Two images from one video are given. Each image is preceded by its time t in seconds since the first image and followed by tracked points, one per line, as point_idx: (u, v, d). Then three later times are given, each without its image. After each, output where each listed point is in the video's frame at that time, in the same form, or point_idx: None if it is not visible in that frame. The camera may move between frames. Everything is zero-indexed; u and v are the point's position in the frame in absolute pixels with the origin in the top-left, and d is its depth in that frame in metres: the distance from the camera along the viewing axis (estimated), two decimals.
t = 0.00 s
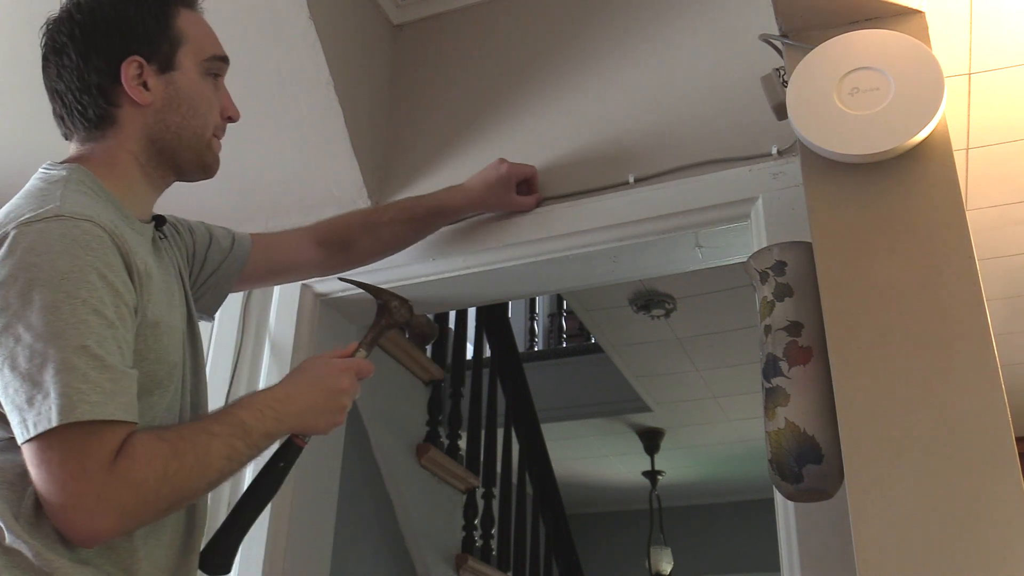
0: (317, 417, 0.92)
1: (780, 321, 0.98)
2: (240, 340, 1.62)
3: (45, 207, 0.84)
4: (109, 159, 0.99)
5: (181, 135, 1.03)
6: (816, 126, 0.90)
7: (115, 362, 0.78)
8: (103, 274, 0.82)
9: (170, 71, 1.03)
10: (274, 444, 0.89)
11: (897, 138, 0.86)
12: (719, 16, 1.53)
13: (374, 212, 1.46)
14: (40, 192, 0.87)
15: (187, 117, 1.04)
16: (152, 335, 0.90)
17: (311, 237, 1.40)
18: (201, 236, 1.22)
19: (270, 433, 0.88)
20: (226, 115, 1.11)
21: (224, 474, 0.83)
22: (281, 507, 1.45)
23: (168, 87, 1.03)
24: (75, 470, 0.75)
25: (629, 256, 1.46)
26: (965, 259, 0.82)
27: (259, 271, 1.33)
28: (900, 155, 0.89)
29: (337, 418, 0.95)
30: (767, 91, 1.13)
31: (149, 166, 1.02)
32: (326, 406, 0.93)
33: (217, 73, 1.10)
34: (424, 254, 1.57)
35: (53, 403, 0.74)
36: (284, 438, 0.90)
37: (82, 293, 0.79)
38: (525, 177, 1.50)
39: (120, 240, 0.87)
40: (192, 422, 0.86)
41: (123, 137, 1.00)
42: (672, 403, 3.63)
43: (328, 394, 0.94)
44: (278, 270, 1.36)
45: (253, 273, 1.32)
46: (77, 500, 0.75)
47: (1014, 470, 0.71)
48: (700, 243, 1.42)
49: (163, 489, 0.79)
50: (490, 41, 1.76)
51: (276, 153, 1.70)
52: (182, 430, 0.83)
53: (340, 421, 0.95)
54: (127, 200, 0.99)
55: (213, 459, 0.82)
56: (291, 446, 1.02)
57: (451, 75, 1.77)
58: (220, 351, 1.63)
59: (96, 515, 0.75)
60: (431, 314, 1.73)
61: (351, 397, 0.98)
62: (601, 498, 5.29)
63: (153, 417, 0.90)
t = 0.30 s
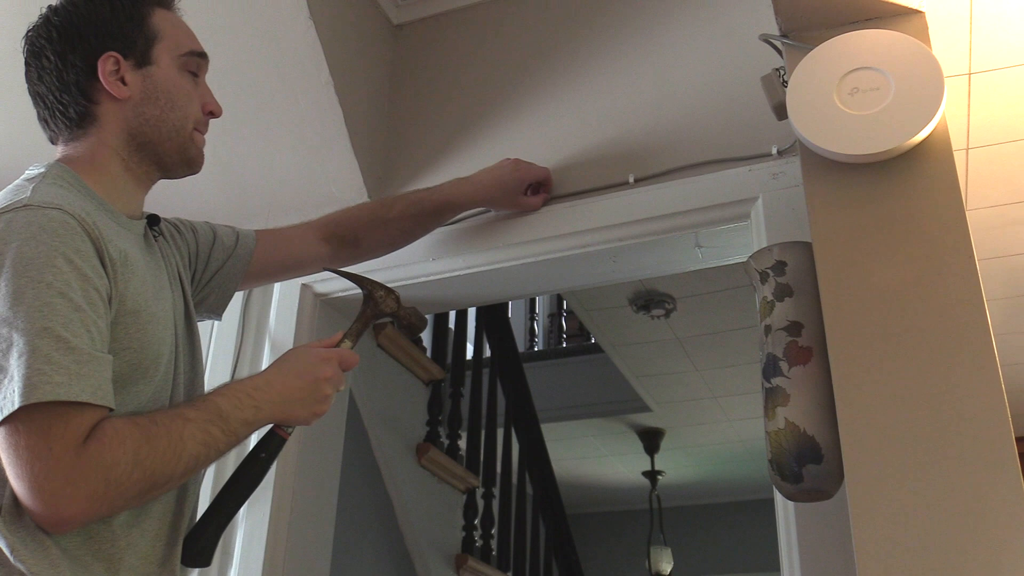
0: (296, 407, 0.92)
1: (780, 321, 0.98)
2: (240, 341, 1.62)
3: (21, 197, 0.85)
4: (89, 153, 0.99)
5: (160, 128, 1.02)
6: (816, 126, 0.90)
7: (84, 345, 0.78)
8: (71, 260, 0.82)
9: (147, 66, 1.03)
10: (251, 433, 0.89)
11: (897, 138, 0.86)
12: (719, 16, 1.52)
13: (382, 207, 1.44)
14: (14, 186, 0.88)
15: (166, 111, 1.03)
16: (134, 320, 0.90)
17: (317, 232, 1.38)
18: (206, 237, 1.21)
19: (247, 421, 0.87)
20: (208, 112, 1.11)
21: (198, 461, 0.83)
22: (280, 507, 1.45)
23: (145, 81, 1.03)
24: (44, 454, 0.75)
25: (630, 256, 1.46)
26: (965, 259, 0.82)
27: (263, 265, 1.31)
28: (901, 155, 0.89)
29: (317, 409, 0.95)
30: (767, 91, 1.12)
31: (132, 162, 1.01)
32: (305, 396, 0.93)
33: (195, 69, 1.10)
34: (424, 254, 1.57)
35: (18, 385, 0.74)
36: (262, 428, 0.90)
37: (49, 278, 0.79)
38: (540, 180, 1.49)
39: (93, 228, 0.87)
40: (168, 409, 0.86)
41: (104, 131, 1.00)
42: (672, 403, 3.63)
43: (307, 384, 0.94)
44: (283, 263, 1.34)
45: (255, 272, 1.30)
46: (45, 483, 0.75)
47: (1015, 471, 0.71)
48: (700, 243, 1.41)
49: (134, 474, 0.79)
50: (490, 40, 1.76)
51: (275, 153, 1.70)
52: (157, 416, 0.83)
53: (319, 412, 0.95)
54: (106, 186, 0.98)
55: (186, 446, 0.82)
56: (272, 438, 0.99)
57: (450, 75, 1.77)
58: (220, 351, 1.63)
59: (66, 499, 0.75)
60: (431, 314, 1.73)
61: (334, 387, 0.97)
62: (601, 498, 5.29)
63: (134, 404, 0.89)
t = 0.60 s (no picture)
0: (285, 402, 0.92)
1: (780, 321, 0.98)
2: (240, 341, 1.62)
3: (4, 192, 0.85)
4: (79, 149, 0.99)
5: (150, 124, 1.02)
6: (815, 126, 0.90)
7: (64, 338, 0.78)
8: (52, 254, 0.82)
9: (138, 62, 1.03)
10: (239, 429, 0.88)
11: (897, 138, 0.86)
12: (720, 16, 1.52)
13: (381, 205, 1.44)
14: None
15: (157, 108, 1.03)
16: (121, 314, 0.89)
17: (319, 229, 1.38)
18: (206, 237, 1.21)
19: (234, 416, 0.87)
20: (199, 112, 1.10)
21: (183, 456, 0.83)
22: (280, 507, 1.45)
23: (136, 77, 1.03)
24: (27, 448, 0.75)
25: (630, 256, 1.46)
26: (965, 260, 0.82)
27: (265, 262, 1.31)
28: (901, 156, 0.89)
29: (306, 404, 0.94)
30: (768, 92, 1.12)
31: (123, 159, 1.01)
32: (294, 391, 0.93)
33: (188, 68, 1.10)
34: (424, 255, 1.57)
35: None
36: (250, 423, 0.89)
37: (28, 272, 0.79)
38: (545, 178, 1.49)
39: (76, 223, 0.87)
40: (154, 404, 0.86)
41: (94, 127, 1.00)
42: (672, 403, 3.63)
43: (296, 378, 0.94)
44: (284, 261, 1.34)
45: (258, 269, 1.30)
46: (28, 477, 0.75)
47: (1015, 470, 0.71)
48: (699, 243, 1.41)
49: (117, 468, 0.79)
50: (490, 40, 1.76)
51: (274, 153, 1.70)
52: (144, 411, 0.83)
53: (309, 407, 0.94)
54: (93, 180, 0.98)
55: (172, 441, 0.82)
56: (259, 435, 1.01)
57: (450, 75, 1.77)
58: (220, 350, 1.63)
59: (50, 493, 0.76)
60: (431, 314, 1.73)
61: (323, 381, 0.97)
62: (601, 498, 5.29)
63: (123, 399, 0.89)
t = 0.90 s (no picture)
0: (273, 405, 0.93)
1: (780, 321, 0.98)
2: (239, 340, 1.62)
3: None
4: (68, 149, 0.99)
5: (141, 126, 1.02)
6: (815, 126, 0.90)
7: (45, 340, 0.78)
8: (32, 255, 0.81)
9: (131, 64, 1.03)
10: (226, 430, 0.89)
11: (897, 138, 0.86)
12: (720, 15, 1.52)
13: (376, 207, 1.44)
14: None
15: (149, 110, 1.03)
16: (107, 314, 0.89)
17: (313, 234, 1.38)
18: (200, 234, 1.21)
19: (220, 418, 0.88)
20: (194, 115, 1.10)
21: (168, 456, 0.84)
22: (281, 507, 1.45)
23: (129, 78, 1.03)
24: (10, 450, 0.75)
25: (629, 256, 1.46)
26: (965, 259, 0.82)
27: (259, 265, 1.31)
28: (901, 156, 0.89)
29: (294, 407, 0.95)
30: (768, 92, 1.12)
31: (112, 159, 1.01)
32: (281, 393, 0.94)
33: (184, 70, 1.09)
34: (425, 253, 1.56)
35: None
36: (237, 425, 0.90)
37: (7, 273, 0.78)
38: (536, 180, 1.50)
39: (61, 225, 0.87)
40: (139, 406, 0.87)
41: (84, 127, 1.00)
42: (672, 403, 3.63)
43: (283, 381, 0.95)
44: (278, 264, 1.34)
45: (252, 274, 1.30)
46: (12, 480, 0.75)
47: (1014, 471, 0.71)
48: (699, 243, 1.41)
49: (102, 469, 0.79)
50: (490, 40, 1.76)
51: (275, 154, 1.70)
52: (128, 412, 0.83)
53: (297, 408, 0.96)
54: (82, 182, 0.98)
55: (157, 443, 0.83)
56: (249, 437, 1.01)
57: (450, 75, 1.77)
58: (220, 350, 1.63)
59: (34, 496, 0.76)
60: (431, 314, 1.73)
61: (311, 384, 0.99)
62: (601, 498, 5.29)
63: (109, 400, 0.89)
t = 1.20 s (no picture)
0: (274, 409, 0.94)
1: (780, 321, 0.98)
2: (239, 341, 1.62)
3: None
4: (74, 150, 0.99)
5: (149, 136, 1.02)
6: (815, 126, 0.90)
7: (55, 348, 0.78)
8: (44, 260, 0.81)
9: (151, 73, 1.03)
10: (228, 435, 0.89)
11: (897, 138, 0.86)
12: (720, 16, 1.52)
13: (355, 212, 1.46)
14: None
15: (160, 123, 1.02)
16: (112, 320, 0.90)
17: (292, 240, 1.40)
18: (193, 240, 1.22)
19: (223, 424, 0.88)
20: (207, 130, 1.09)
21: (173, 463, 0.84)
22: (281, 507, 1.45)
23: (145, 87, 1.02)
24: (16, 456, 0.75)
25: (629, 255, 1.46)
26: (965, 259, 0.82)
27: (244, 275, 1.33)
28: (901, 156, 0.89)
29: (295, 412, 0.96)
30: (768, 92, 1.12)
31: (116, 164, 1.01)
32: (283, 398, 0.95)
33: (205, 84, 1.09)
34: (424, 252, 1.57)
35: None
36: (239, 430, 0.91)
37: (19, 279, 0.78)
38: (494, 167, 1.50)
39: (69, 229, 0.87)
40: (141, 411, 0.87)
41: (92, 130, 1.00)
42: (672, 403, 3.63)
43: (286, 385, 0.96)
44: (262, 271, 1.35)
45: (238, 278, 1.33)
46: (16, 486, 0.75)
47: (1015, 471, 0.71)
48: (699, 243, 1.41)
49: (106, 476, 0.79)
50: (490, 40, 1.76)
51: (274, 154, 1.70)
52: (132, 418, 0.83)
53: (299, 414, 0.97)
54: (87, 187, 0.98)
55: (161, 449, 0.83)
56: (250, 440, 1.01)
57: (450, 75, 1.77)
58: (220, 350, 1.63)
59: (39, 502, 0.75)
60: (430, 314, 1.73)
61: (313, 389, 1.00)
62: (601, 498, 5.29)
63: (112, 404, 0.90)
